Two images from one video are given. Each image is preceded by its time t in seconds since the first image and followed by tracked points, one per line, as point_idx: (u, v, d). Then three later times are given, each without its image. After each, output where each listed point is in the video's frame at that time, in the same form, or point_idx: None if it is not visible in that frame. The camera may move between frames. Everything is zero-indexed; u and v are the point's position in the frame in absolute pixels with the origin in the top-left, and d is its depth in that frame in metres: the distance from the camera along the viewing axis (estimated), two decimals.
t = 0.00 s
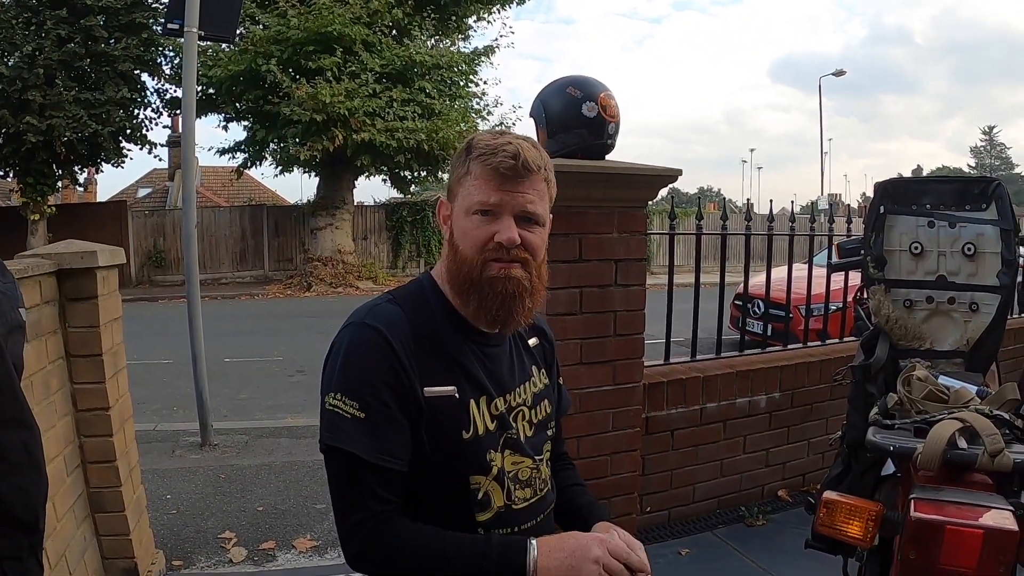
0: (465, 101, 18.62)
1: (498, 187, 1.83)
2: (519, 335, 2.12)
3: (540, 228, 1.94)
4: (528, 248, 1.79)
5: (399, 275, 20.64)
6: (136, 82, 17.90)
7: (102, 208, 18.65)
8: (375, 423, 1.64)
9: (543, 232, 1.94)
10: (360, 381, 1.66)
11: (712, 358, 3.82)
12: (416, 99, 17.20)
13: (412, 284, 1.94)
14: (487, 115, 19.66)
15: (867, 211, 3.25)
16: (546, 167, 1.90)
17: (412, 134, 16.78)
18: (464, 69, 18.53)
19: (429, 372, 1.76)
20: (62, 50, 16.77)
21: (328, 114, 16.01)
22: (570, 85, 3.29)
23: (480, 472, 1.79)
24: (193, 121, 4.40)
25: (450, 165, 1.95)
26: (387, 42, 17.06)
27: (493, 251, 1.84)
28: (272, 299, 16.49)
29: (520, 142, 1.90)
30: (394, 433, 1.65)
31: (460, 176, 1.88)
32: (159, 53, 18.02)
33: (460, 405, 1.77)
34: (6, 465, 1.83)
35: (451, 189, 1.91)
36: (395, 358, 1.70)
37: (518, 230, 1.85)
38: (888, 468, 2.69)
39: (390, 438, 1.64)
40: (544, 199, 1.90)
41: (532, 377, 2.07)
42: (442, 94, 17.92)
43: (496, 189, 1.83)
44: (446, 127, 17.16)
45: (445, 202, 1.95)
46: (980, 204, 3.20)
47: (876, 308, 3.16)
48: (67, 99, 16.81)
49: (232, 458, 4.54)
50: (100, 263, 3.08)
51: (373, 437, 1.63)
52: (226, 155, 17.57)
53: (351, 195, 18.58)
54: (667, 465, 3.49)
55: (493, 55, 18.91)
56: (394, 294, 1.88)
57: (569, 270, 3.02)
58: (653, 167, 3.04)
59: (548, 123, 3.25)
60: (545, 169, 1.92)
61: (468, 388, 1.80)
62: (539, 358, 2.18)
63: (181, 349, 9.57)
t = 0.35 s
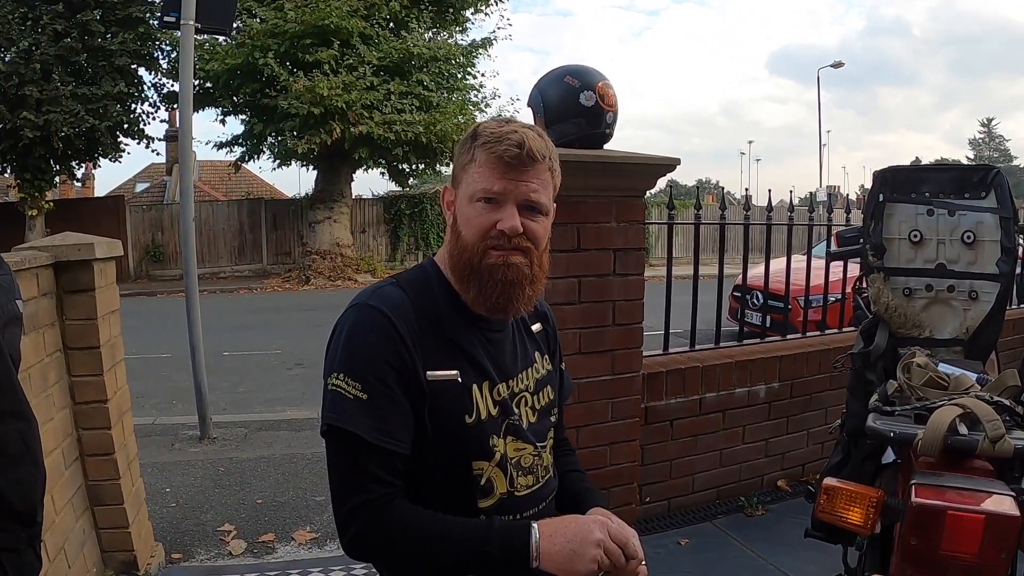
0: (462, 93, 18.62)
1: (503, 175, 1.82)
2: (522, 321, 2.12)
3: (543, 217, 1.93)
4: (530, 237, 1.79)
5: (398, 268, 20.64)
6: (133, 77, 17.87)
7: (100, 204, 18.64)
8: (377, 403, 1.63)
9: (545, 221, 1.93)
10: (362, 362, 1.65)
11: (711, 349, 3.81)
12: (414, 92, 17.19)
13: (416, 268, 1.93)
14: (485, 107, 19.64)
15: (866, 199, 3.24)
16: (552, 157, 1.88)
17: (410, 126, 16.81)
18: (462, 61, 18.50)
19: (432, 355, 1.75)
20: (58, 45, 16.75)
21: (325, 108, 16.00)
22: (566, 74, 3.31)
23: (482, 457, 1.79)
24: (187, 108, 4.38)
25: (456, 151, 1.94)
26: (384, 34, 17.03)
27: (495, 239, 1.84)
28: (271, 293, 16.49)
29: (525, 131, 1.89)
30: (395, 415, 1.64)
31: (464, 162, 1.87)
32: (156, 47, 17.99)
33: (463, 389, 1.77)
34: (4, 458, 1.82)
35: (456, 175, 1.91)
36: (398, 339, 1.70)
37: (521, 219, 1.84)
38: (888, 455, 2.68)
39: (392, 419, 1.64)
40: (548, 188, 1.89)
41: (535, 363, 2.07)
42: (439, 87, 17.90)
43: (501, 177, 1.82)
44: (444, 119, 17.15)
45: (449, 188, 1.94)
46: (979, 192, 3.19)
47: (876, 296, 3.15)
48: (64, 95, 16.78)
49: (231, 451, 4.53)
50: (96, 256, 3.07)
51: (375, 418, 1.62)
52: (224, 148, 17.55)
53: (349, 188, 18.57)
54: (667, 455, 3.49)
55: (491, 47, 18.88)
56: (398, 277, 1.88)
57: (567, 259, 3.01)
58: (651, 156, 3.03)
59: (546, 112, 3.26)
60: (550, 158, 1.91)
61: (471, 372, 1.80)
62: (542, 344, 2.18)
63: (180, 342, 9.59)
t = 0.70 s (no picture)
0: (461, 89, 18.61)
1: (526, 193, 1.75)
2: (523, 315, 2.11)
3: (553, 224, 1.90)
4: (549, 256, 1.76)
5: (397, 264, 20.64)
6: (133, 73, 17.87)
7: (100, 201, 18.64)
8: (377, 399, 1.63)
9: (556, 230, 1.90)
10: (362, 358, 1.65)
11: (710, 344, 3.80)
12: (413, 88, 17.17)
13: (417, 262, 1.92)
14: (485, 103, 19.62)
15: (866, 194, 3.25)
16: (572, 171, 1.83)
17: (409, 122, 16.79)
18: (461, 57, 18.47)
19: (433, 349, 1.74)
20: (57, 42, 16.75)
21: (324, 104, 16.01)
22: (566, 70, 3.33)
23: (483, 452, 1.78)
24: (187, 103, 4.38)
25: (469, 152, 1.83)
26: (383, 30, 17.01)
27: (510, 253, 1.79)
28: (270, 289, 16.49)
29: (548, 144, 1.80)
30: (395, 410, 1.64)
31: (483, 171, 1.78)
32: (155, 44, 17.99)
33: (464, 383, 1.76)
34: (2, 454, 1.81)
35: (469, 181, 1.81)
36: (399, 334, 1.69)
37: (538, 234, 1.80)
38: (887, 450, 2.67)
39: (392, 414, 1.63)
40: (564, 200, 1.85)
41: (536, 358, 2.07)
42: (439, 83, 17.88)
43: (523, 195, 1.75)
44: (443, 115, 17.14)
45: (461, 191, 1.85)
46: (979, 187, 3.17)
47: (875, 291, 3.14)
48: (64, 92, 16.79)
49: (231, 448, 4.53)
50: (95, 252, 3.07)
51: (375, 415, 1.62)
52: (223, 145, 17.55)
53: (349, 185, 18.57)
54: (666, 451, 3.48)
55: (490, 43, 18.86)
56: (399, 271, 1.87)
57: (565, 255, 3.01)
58: (650, 151, 3.03)
59: (545, 107, 3.28)
60: (567, 168, 1.86)
61: (473, 366, 1.79)
62: (544, 338, 2.17)
63: (179, 338, 9.61)
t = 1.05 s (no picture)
0: (459, 85, 18.58)
1: (555, 208, 1.71)
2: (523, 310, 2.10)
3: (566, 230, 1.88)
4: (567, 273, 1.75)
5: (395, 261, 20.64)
6: (130, 70, 17.86)
7: (96, 198, 18.61)
8: (370, 391, 1.62)
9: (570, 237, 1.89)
10: (357, 350, 1.64)
11: (708, 340, 3.79)
12: (411, 84, 17.17)
13: (415, 255, 1.90)
14: (483, 99, 19.59)
15: (864, 188, 3.23)
16: (597, 183, 1.80)
17: (406, 118, 16.79)
18: (459, 53, 18.45)
19: (429, 343, 1.73)
20: (54, 38, 16.75)
21: (321, 100, 16.01)
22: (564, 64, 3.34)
23: (479, 447, 1.77)
24: (183, 92, 4.37)
25: (493, 155, 1.76)
26: (381, 26, 16.98)
27: (529, 264, 1.78)
28: (268, 286, 16.48)
29: (579, 157, 1.77)
30: (389, 403, 1.63)
31: (510, 180, 1.72)
32: (153, 40, 17.97)
33: (461, 377, 1.75)
34: None
35: (492, 188, 1.75)
36: (393, 326, 1.68)
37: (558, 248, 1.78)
38: (886, 444, 2.66)
39: (386, 406, 1.62)
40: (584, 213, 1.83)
41: (535, 352, 2.06)
42: (436, 79, 17.88)
43: (552, 210, 1.72)
44: (440, 111, 17.14)
45: (480, 194, 1.78)
46: (977, 181, 3.18)
47: (873, 285, 3.13)
48: (60, 88, 16.77)
49: (227, 443, 4.52)
50: (91, 245, 3.07)
51: (368, 407, 1.61)
52: (220, 140, 17.54)
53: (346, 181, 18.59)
54: (663, 446, 3.47)
55: (488, 39, 18.86)
56: (396, 263, 1.85)
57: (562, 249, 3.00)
58: (647, 145, 3.03)
59: (542, 100, 3.29)
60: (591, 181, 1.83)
61: (469, 359, 1.78)
62: (543, 333, 2.16)
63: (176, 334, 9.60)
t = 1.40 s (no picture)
0: (456, 82, 18.58)
1: (538, 172, 1.78)
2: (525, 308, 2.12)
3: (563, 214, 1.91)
4: (555, 237, 1.76)
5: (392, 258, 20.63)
6: (127, 67, 17.83)
7: (93, 194, 18.57)
8: (385, 373, 1.63)
9: (567, 221, 1.91)
10: (373, 333, 1.65)
11: (705, 336, 3.79)
12: (408, 81, 17.15)
13: (421, 247, 1.93)
14: (480, 96, 19.59)
15: (861, 184, 3.22)
16: (587, 157, 1.85)
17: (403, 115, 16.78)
18: (455, 50, 18.46)
19: (437, 333, 1.75)
20: (50, 35, 16.71)
21: (318, 96, 16.00)
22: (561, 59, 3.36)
23: (482, 441, 1.79)
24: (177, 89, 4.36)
25: (487, 133, 1.88)
26: (378, 23, 16.97)
27: (517, 232, 1.81)
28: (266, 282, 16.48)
29: (565, 129, 1.84)
30: (401, 388, 1.64)
31: (497, 149, 1.81)
32: (149, 37, 17.94)
33: (466, 369, 1.77)
34: None
35: (484, 161, 1.85)
36: (403, 311, 1.70)
37: (547, 217, 1.81)
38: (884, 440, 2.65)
39: (400, 390, 1.63)
40: (577, 190, 1.86)
41: (538, 350, 2.08)
42: (433, 75, 17.86)
43: (536, 173, 1.78)
44: (437, 108, 17.13)
45: (475, 172, 1.88)
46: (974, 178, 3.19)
47: (870, 281, 3.12)
48: (57, 84, 16.73)
49: (223, 440, 4.51)
50: (87, 242, 3.06)
51: (381, 391, 1.62)
52: (217, 136, 17.52)
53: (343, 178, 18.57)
54: (660, 443, 3.47)
55: (484, 35, 18.85)
56: (404, 254, 1.88)
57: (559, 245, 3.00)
58: (644, 140, 3.03)
59: (539, 95, 3.31)
60: (583, 160, 1.88)
61: (474, 353, 1.80)
62: (545, 332, 2.18)
63: (172, 331, 9.59)
